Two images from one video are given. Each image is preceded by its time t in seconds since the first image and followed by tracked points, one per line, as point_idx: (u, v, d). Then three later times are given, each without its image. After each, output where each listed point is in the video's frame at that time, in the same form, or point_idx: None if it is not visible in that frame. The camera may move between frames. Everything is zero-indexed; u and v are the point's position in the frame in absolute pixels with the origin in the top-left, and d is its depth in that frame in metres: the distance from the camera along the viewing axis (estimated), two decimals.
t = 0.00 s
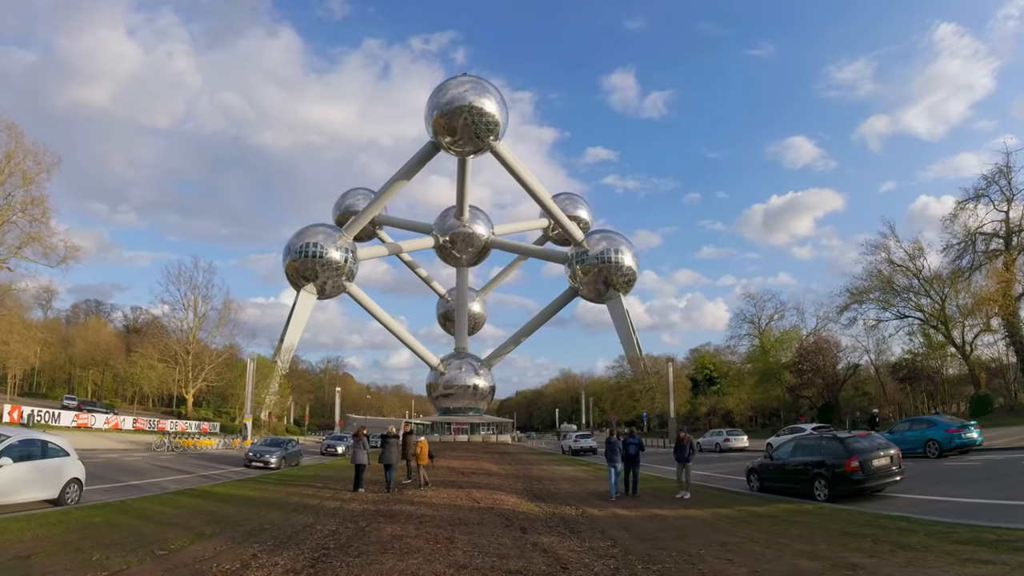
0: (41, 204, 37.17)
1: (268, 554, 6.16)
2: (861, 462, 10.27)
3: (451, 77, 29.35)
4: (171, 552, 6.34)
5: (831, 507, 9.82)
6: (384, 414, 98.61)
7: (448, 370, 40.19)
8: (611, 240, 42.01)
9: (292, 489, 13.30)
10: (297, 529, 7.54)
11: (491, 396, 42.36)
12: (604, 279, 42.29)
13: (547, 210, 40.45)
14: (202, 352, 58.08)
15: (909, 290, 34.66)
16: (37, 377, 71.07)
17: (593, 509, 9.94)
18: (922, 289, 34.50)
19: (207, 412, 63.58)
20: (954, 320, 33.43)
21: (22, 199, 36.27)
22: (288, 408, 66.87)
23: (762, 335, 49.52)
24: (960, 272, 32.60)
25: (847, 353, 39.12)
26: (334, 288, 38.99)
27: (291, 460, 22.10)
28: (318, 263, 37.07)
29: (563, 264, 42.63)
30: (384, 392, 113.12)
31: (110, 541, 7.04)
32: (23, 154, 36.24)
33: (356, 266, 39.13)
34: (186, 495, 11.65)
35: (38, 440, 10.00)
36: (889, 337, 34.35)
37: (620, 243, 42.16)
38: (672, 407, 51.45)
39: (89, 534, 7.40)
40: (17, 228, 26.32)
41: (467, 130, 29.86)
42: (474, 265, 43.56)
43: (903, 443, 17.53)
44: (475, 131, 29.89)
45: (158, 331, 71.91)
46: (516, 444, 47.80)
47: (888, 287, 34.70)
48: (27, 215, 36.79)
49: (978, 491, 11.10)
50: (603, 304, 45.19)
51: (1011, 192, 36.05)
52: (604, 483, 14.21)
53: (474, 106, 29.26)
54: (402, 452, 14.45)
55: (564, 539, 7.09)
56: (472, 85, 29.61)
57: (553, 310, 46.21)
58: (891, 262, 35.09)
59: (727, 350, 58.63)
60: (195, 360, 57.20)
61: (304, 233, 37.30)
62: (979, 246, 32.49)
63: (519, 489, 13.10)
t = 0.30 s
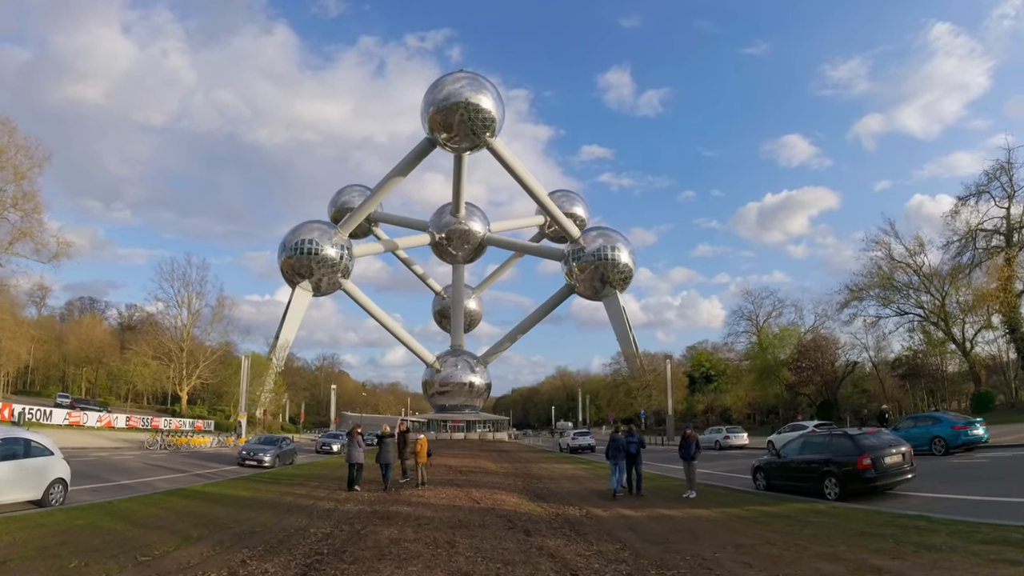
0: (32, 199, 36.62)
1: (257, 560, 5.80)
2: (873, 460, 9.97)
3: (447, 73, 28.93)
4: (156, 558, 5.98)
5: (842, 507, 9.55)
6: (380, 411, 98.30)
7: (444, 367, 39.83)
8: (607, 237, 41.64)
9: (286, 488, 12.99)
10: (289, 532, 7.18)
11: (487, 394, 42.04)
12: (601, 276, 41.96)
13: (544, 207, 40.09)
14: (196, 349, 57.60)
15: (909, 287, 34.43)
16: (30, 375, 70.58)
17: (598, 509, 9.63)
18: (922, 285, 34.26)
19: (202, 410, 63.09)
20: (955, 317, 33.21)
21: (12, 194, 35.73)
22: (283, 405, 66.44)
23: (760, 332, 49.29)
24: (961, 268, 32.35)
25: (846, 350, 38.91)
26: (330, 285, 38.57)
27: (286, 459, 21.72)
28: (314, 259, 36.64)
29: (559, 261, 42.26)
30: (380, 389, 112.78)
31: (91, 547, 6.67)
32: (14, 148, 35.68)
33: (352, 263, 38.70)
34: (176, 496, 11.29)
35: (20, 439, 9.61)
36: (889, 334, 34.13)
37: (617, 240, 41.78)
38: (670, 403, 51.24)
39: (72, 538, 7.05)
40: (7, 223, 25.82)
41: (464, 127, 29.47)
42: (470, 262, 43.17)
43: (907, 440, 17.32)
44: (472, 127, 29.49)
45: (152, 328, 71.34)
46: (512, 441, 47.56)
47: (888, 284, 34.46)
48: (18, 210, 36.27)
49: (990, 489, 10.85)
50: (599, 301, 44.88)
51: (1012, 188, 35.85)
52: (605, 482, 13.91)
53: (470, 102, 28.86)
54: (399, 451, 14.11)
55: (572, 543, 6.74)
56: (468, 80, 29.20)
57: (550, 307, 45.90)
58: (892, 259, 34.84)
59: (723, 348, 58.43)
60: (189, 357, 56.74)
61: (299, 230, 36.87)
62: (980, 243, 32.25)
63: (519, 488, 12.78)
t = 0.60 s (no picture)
0: (26, 193, 36.16)
1: (245, 566, 5.44)
2: (886, 459, 9.65)
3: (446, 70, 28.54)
4: (138, 563, 5.63)
5: (854, 507, 9.26)
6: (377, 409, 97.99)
7: (442, 365, 39.51)
8: (606, 234, 41.29)
9: (281, 487, 12.66)
10: (280, 534, 6.83)
11: (485, 391, 41.70)
12: (599, 274, 41.62)
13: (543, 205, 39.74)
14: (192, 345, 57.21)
15: (912, 284, 34.13)
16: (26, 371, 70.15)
17: (602, 509, 9.30)
18: (925, 283, 33.98)
19: (198, 407, 62.71)
20: (957, 316, 32.94)
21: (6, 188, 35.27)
22: (280, 402, 66.07)
23: (760, 330, 48.98)
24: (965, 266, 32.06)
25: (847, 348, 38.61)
26: (327, 281, 38.20)
27: (281, 457, 21.34)
28: (311, 256, 36.26)
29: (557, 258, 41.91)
30: (377, 386, 112.49)
31: (72, 549, 6.32)
32: (7, 143, 35.23)
33: (350, 260, 38.31)
34: (167, 495, 10.94)
35: (3, 436, 9.24)
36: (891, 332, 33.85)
37: (616, 237, 41.44)
38: (669, 401, 50.96)
39: (53, 540, 6.70)
40: None
41: (463, 123, 29.10)
42: (469, 259, 42.82)
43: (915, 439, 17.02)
44: (470, 124, 29.14)
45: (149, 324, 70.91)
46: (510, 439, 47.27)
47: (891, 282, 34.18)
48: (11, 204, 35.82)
49: (1004, 489, 10.56)
50: (598, 298, 44.56)
51: (1016, 185, 35.56)
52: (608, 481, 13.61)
53: (469, 99, 28.48)
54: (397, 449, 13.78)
55: (579, 546, 6.39)
56: (467, 77, 28.82)
57: (549, 305, 45.58)
58: (895, 256, 34.54)
59: (723, 346, 58.16)
60: (185, 354, 56.34)
61: (296, 226, 36.47)
62: (984, 241, 31.97)
63: (520, 487, 12.45)
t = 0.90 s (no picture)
0: (23, 182, 35.77)
1: (226, 567, 5.06)
2: (901, 458, 9.27)
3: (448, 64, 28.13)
4: (114, 562, 5.27)
5: (868, 508, 8.90)
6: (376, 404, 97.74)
7: (442, 360, 39.18)
8: (608, 231, 40.90)
9: (276, 483, 12.30)
10: (268, 533, 6.47)
11: (485, 388, 41.33)
12: (601, 271, 41.25)
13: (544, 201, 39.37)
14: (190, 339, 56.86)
15: (917, 283, 33.74)
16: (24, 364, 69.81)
17: (607, 509, 8.94)
18: (930, 282, 33.60)
19: (196, 400, 62.39)
20: (963, 315, 32.54)
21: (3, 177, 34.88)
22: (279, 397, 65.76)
23: (762, 329, 48.60)
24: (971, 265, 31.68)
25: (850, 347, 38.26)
26: (327, 276, 37.83)
27: (277, 452, 20.99)
28: (311, 250, 35.88)
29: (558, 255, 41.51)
30: (376, 382, 112.25)
31: (45, 546, 5.94)
32: (5, 132, 34.83)
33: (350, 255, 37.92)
34: (156, 490, 10.58)
35: None
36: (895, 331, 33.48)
37: (617, 234, 41.06)
38: (670, 399, 50.61)
39: (27, 536, 6.34)
40: None
41: (464, 118, 28.70)
42: (469, 254, 42.44)
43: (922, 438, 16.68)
44: (472, 119, 28.73)
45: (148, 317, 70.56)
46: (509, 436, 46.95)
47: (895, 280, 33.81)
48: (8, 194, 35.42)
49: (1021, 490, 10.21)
50: (599, 295, 44.19)
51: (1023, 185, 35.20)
52: (610, 480, 13.25)
53: (471, 94, 28.08)
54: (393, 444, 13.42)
55: (585, 550, 6.01)
56: (469, 72, 28.40)
57: (550, 301, 45.22)
58: (900, 255, 34.15)
59: (724, 344, 57.78)
60: (184, 347, 56.00)
61: (296, 221, 36.10)
62: (990, 239, 31.61)
63: (521, 484, 12.09)
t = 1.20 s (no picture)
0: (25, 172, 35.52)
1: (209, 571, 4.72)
2: (920, 461, 8.90)
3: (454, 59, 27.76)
4: (92, 563, 4.94)
5: (886, 511, 8.54)
6: (378, 400, 97.54)
7: (445, 356, 38.86)
8: (613, 228, 40.49)
9: (274, 478, 11.97)
10: (259, 533, 6.13)
11: (487, 384, 41.01)
12: (605, 268, 40.85)
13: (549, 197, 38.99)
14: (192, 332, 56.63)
15: (926, 284, 33.25)
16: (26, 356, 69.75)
17: (614, 510, 8.59)
18: (939, 283, 33.13)
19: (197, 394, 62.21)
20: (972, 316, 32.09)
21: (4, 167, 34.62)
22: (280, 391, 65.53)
23: (767, 328, 48.16)
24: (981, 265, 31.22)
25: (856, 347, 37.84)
26: (330, 270, 37.52)
27: (276, 447, 20.65)
28: (314, 243, 35.56)
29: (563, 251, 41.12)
30: (378, 377, 112.04)
31: (21, 543, 5.62)
32: (6, 121, 34.54)
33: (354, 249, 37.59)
34: (148, 484, 10.25)
35: None
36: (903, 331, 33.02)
37: (622, 231, 40.66)
38: (673, 398, 50.24)
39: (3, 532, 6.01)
40: None
41: (469, 114, 28.32)
42: (473, 250, 42.09)
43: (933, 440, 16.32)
44: (478, 114, 28.35)
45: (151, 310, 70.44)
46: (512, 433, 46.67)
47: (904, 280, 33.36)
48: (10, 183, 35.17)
49: None
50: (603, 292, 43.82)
51: None
52: (615, 479, 12.90)
53: (476, 89, 27.69)
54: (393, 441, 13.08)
55: (595, 555, 5.65)
56: (475, 67, 28.00)
57: (553, 297, 44.86)
58: (909, 254, 33.68)
59: (729, 343, 57.33)
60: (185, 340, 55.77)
61: (300, 215, 35.78)
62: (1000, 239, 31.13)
63: (524, 484, 11.74)
